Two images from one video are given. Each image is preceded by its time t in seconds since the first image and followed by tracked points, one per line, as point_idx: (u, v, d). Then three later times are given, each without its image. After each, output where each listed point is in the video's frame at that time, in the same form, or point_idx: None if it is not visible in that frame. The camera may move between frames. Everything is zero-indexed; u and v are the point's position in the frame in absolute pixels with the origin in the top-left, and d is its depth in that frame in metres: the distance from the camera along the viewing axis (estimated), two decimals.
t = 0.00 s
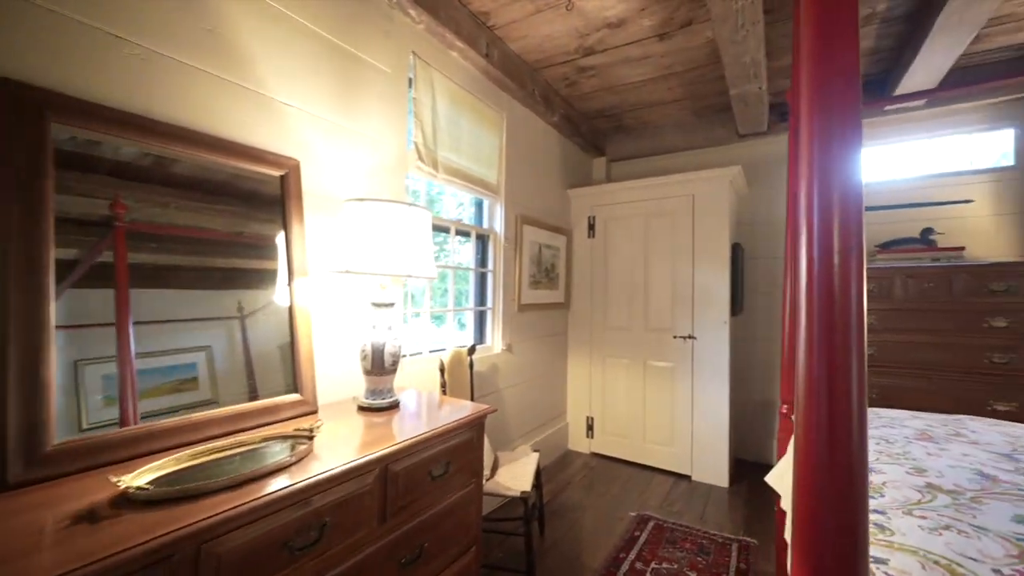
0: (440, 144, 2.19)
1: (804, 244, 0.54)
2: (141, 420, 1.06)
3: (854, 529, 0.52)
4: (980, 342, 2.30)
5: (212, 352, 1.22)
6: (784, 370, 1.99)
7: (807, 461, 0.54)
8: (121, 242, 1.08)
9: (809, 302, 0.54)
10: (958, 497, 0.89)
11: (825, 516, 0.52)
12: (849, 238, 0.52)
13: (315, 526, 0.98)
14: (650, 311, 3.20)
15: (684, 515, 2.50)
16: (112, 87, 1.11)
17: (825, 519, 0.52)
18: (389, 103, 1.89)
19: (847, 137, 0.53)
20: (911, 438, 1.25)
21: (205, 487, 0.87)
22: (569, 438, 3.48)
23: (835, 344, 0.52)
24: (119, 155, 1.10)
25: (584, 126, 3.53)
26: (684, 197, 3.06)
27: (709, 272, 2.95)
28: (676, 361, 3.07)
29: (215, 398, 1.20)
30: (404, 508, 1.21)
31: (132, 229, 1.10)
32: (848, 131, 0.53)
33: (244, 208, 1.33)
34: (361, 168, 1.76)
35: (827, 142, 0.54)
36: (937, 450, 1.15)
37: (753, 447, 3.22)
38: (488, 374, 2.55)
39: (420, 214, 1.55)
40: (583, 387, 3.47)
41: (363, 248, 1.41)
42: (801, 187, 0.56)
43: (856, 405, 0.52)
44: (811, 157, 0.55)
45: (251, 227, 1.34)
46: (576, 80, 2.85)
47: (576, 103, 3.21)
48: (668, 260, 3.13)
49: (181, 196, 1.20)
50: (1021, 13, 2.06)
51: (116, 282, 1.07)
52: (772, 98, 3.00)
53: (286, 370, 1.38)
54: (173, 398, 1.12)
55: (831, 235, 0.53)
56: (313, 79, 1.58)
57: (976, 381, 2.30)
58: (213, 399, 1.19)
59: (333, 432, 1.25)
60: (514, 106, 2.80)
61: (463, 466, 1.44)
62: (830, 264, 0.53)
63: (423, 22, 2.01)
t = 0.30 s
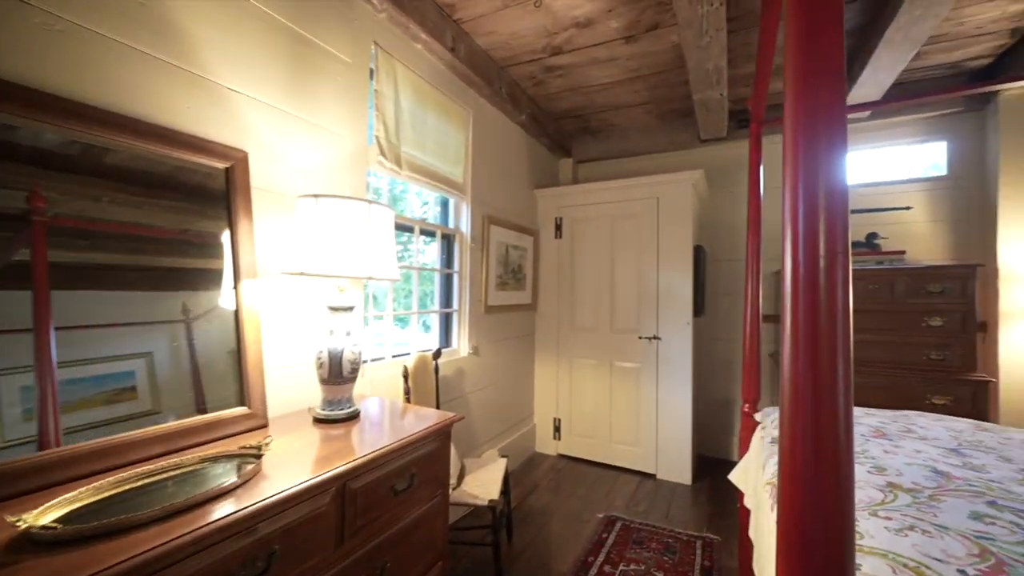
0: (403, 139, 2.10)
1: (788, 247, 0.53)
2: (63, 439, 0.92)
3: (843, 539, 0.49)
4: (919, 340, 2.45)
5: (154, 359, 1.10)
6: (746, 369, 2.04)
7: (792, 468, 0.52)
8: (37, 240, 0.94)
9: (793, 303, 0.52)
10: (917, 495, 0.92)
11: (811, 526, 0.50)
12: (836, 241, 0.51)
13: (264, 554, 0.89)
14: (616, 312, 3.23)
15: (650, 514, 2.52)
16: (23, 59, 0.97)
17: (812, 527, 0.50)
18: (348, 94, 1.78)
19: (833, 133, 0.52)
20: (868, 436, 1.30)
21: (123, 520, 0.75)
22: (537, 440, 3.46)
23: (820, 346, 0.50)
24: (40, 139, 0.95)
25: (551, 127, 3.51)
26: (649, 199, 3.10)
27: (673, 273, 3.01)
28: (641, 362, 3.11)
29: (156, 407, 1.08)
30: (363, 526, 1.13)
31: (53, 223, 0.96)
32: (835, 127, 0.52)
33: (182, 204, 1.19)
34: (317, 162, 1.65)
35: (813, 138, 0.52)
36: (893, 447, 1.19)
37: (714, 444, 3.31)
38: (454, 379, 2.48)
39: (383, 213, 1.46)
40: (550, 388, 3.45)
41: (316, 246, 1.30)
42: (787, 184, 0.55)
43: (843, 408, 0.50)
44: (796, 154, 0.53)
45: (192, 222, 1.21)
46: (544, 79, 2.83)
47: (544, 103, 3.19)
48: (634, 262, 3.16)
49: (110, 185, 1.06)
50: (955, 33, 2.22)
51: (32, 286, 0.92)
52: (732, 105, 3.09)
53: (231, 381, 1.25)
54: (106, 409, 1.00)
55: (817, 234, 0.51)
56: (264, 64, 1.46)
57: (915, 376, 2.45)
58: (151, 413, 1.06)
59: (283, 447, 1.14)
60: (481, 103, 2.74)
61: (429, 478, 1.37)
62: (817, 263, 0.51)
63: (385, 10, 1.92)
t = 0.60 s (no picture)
0: (361, 130, 2.01)
1: (764, 241, 0.53)
2: None
3: (817, 533, 0.49)
4: (856, 336, 2.62)
5: (79, 366, 0.98)
6: (704, 365, 2.11)
7: (767, 463, 0.52)
8: None
9: (769, 293, 0.52)
10: (868, 481, 0.96)
11: (786, 520, 0.50)
12: (811, 234, 0.51)
13: None
14: (579, 311, 3.25)
15: (612, 510, 2.55)
16: None
17: (786, 521, 0.50)
18: (303, 80, 1.68)
19: (809, 125, 0.52)
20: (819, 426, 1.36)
21: (29, 551, 0.64)
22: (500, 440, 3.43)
23: (794, 337, 0.50)
24: None
25: (515, 125, 3.50)
26: (610, 200, 3.15)
27: (634, 272, 3.07)
28: (603, 360, 3.15)
29: (80, 420, 0.96)
30: (319, 541, 1.05)
31: None
32: (809, 121, 0.52)
33: (111, 193, 1.06)
34: (266, 150, 1.53)
35: (788, 129, 0.52)
36: (843, 437, 1.25)
37: (672, 438, 3.41)
38: (416, 380, 2.40)
39: (341, 207, 1.38)
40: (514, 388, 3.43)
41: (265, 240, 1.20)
42: (764, 177, 0.54)
43: (818, 399, 0.50)
44: (772, 146, 0.53)
45: (121, 212, 1.08)
46: (508, 77, 2.80)
47: (507, 101, 3.17)
48: (596, 261, 3.20)
49: (23, 166, 0.92)
50: (888, 50, 2.39)
51: None
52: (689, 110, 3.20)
53: (168, 388, 1.12)
54: (18, 423, 0.87)
55: (792, 224, 0.51)
56: (208, 42, 1.34)
57: (853, 369, 2.63)
58: (73, 426, 0.94)
59: (228, 460, 1.04)
60: (444, 98, 2.68)
61: (390, 486, 1.30)
62: (792, 253, 0.51)
63: None
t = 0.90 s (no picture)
0: (322, 120, 1.92)
1: (736, 237, 0.53)
2: None
3: (788, 524, 0.50)
4: (805, 332, 2.77)
5: None
6: (668, 361, 2.16)
7: (739, 457, 0.52)
8: None
9: (741, 287, 0.52)
10: (822, 468, 1.01)
11: (758, 513, 0.51)
12: (782, 230, 0.51)
13: None
14: (546, 309, 3.27)
15: (579, 507, 2.57)
16: None
17: (759, 514, 0.50)
18: (258, 65, 1.58)
19: (779, 124, 0.53)
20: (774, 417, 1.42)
21: None
22: (466, 441, 3.39)
23: (765, 330, 0.51)
24: None
25: (481, 123, 3.47)
26: (576, 200, 3.18)
27: (599, 271, 3.11)
28: (569, 358, 3.18)
29: None
30: (278, 553, 0.99)
31: None
32: (779, 120, 0.53)
33: (39, 179, 0.95)
34: (217, 137, 1.43)
35: (759, 128, 0.54)
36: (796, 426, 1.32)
37: (635, 434, 3.49)
38: (380, 381, 2.33)
39: (302, 199, 1.31)
40: (480, 388, 3.40)
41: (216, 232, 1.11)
42: (737, 175, 0.55)
43: (789, 392, 0.50)
44: (745, 144, 0.54)
45: (52, 198, 0.97)
46: (475, 73, 2.77)
47: (474, 98, 3.14)
48: (563, 260, 3.22)
49: None
50: (834, 63, 2.55)
51: None
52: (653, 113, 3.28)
53: (104, 394, 1.02)
54: None
55: (763, 221, 0.52)
56: (151, 18, 1.24)
57: (803, 363, 2.77)
58: None
59: (172, 469, 0.96)
60: (409, 91, 2.61)
61: (354, 491, 1.25)
62: (763, 248, 0.51)
63: None
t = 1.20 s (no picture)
0: (281, 112, 1.84)
1: (700, 236, 0.55)
2: None
3: (748, 513, 0.52)
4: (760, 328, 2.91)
5: None
6: (632, 358, 2.21)
7: (703, 451, 0.54)
8: None
9: (705, 282, 0.54)
10: (776, 456, 1.06)
11: (720, 503, 0.52)
12: (742, 229, 0.53)
13: None
14: (513, 309, 3.27)
15: (546, 504, 2.59)
16: None
17: (722, 505, 0.52)
18: (210, 51, 1.49)
19: (740, 126, 0.55)
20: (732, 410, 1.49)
21: None
22: (433, 442, 3.34)
23: (728, 323, 0.52)
24: None
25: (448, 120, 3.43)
26: (543, 199, 3.20)
27: (565, 271, 3.15)
28: (536, 356, 3.20)
29: None
30: (235, 565, 0.94)
31: None
32: (740, 123, 0.55)
33: None
34: (164, 125, 1.34)
35: (721, 129, 0.55)
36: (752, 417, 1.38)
37: (601, 430, 3.55)
38: (343, 383, 2.25)
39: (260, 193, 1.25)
40: (448, 388, 3.37)
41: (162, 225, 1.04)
42: (700, 174, 0.57)
43: (750, 385, 0.52)
44: (708, 145, 0.56)
45: None
46: (442, 69, 2.73)
47: (441, 95, 3.09)
48: (530, 259, 3.24)
49: None
50: (785, 74, 2.69)
51: None
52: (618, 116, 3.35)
53: (32, 403, 0.93)
54: None
55: (725, 220, 0.54)
56: None
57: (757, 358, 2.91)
58: None
59: (112, 482, 0.88)
60: (373, 85, 2.54)
61: (316, 497, 1.21)
62: (726, 246, 0.53)
63: None
